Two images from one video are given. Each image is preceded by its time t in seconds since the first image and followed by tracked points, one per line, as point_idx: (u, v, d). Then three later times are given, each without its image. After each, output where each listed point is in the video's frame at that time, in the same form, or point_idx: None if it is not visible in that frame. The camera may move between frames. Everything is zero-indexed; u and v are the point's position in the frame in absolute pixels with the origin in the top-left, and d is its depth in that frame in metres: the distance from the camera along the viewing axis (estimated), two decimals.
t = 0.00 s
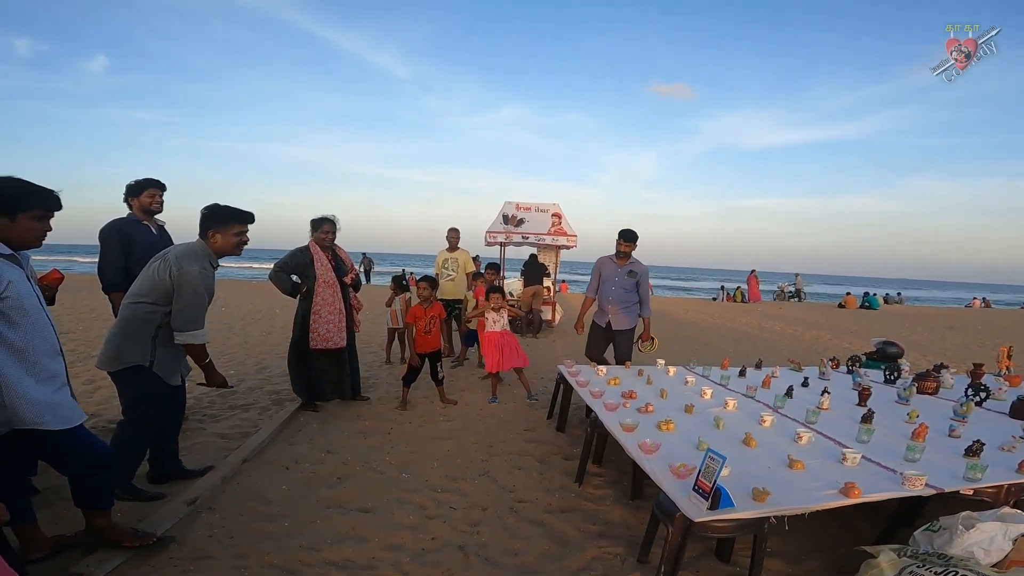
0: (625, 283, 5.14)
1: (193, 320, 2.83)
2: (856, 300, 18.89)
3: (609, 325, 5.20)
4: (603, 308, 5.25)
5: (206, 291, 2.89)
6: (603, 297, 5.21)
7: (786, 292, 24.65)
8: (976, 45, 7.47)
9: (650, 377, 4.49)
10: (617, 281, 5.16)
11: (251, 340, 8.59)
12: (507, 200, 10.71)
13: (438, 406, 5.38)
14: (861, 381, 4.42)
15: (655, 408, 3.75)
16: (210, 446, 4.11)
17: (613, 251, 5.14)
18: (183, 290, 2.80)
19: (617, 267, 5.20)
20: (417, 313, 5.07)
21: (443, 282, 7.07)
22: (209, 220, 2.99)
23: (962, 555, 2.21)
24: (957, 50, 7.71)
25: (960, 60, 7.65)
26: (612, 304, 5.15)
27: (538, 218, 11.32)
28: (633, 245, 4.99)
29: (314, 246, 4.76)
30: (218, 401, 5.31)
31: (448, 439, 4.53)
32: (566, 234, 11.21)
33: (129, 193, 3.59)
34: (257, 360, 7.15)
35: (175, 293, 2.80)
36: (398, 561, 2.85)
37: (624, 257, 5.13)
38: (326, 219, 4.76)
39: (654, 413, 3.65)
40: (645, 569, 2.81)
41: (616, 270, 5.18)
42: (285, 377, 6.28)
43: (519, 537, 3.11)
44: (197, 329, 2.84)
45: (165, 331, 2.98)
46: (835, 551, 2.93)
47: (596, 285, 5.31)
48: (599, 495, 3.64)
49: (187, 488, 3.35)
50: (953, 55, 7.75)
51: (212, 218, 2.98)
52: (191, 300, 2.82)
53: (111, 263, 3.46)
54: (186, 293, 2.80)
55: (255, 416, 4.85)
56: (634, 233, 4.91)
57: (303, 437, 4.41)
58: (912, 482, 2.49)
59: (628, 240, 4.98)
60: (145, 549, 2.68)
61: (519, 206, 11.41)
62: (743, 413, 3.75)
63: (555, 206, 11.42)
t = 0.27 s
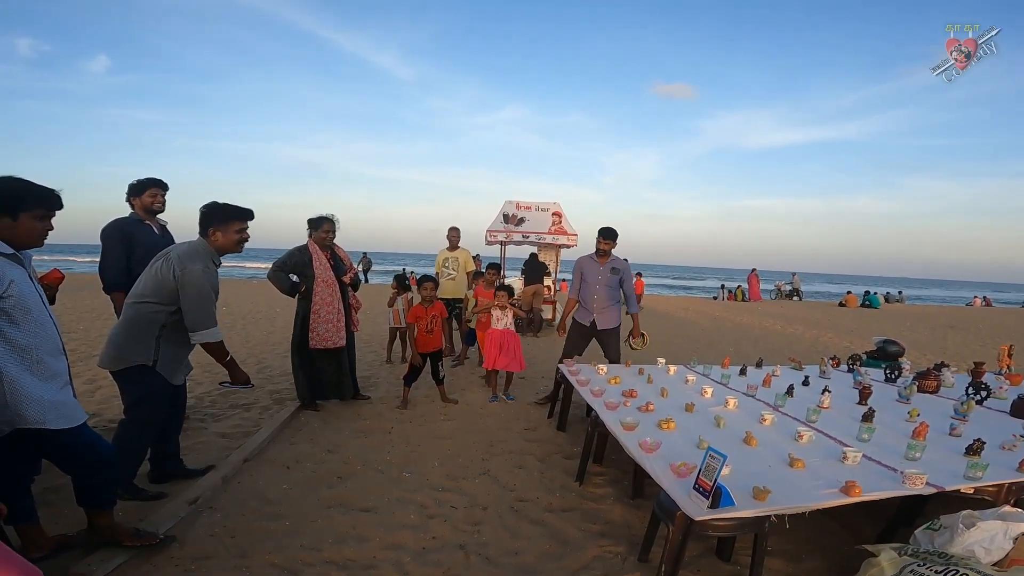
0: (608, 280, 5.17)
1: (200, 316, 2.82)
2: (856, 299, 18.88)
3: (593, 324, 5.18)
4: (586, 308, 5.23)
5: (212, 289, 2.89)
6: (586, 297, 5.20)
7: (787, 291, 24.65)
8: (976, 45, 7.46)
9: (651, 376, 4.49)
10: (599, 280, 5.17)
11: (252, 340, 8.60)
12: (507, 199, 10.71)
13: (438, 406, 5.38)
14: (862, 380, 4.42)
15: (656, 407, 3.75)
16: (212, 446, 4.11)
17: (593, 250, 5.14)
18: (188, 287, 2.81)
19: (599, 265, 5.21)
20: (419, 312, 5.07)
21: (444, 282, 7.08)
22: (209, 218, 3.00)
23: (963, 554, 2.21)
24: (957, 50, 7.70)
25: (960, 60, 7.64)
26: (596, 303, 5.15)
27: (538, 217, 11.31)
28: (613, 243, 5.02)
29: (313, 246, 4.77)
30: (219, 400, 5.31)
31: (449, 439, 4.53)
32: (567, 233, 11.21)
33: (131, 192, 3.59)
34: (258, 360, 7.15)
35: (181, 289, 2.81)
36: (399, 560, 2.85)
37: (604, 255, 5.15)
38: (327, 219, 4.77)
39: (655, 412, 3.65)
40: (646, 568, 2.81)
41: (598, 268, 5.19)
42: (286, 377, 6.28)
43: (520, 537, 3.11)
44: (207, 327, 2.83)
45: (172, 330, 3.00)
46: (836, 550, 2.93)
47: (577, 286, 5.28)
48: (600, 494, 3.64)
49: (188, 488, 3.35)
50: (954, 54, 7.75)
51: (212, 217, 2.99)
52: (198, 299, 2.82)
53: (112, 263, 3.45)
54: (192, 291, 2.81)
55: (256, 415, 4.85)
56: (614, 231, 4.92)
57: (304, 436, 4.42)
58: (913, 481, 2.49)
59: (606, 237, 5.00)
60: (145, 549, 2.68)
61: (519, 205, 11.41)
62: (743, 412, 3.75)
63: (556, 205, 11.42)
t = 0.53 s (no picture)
0: (587, 277, 5.19)
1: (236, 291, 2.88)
2: (854, 298, 18.91)
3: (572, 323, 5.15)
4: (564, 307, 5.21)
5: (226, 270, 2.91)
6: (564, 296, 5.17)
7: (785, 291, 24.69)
8: (976, 45, 7.48)
9: (650, 375, 4.49)
10: (577, 278, 5.17)
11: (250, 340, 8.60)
12: (506, 199, 10.70)
13: (438, 406, 5.38)
14: (860, 378, 4.43)
15: (654, 406, 3.75)
16: (211, 446, 4.11)
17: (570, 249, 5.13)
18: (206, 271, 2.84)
19: (576, 264, 5.21)
20: (419, 313, 5.06)
21: (442, 282, 7.07)
22: (200, 213, 2.95)
23: (962, 551, 2.22)
24: (957, 50, 7.71)
25: (960, 60, 7.65)
26: (574, 302, 5.14)
27: (537, 217, 11.32)
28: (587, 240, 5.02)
29: (310, 247, 4.76)
30: (218, 401, 5.31)
31: (448, 439, 4.53)
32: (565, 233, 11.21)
33: (129, 192, 3.58)
34: (257, 360, 7.15)
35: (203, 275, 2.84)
36: (399, 560, 2.85)
37: (581, 253, 5.16)
38: (323, 219, 4.77)
39: (654, 411, 3.65)
40: (646, 567, 2.82)
41: (575, 267, 5.18)
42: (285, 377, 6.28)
43: (520, 536, 3.11)
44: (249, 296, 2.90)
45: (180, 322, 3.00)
46: (835, 549, 2.94)
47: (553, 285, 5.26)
48: (600, 494, 3.65)
49: (188, 488, 3.35)
50: (954, 55, 7.76)
51: (205, 210, 2.94)
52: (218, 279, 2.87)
53: (110, 264, 3.44)
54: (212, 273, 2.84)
55: (255, 416, 4.85)
56: (586, 228, 4.91)
57: (304, 436, 4.41)
58: (911, 479, 2.49)
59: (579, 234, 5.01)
60: (145, 549, 2.68)
61: (518, 205, 11.41)
62: (742, 411, 3.75)
63: (555, 205, 11.42)
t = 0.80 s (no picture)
0: (578, 274, 5.17)
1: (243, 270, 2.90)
2: (853, 297, 18.93)
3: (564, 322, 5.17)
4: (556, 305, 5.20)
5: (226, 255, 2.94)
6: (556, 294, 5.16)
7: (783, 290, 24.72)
8: (976, 45, 7.48)
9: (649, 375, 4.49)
10: (569, 276, 5.15)
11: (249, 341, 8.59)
12: (505, 199, 10.69)
13: (437, 406, 5.37)
14: (859, 377, 4.44)
15: (653, 405, 3.76)
16: (210, 447, 4.10)
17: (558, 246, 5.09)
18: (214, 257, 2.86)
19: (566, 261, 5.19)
20: (413, 315, 5.04)
21: (441, 281, 7.07)
22: (187, 207, 2.94)
23: (962, 550, 2.23)
24: (957, 50, 7.72)
25: (960, 60, 7.66)
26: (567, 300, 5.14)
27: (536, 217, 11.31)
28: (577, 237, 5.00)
29: (308, 247, 4.75)
30: (217, 401, 5.30)
31: (448, 438, 4.53)
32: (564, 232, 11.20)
33: (126, 192, 3.57)
34: (255, 361, 7.14)
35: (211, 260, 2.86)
36: (399, 560, 2.85)
37: (570, 249, 5.14)
38: (322, 219, 4.76)
39: (652, 410, 3.65)
40: (645, 566, 2.82)
41: (565, 264, 5.15)
42: (284, 377, 6.28)
43: (520, 535, 3.11)
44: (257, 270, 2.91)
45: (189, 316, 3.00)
46: (835, 547, 2.94)
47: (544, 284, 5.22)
48: (599, 493, 3.65)
49: (187, 489, 3.34)
50: (953, 54, 7.76)
51: (195, 204, 2.93)
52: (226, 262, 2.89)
53: (108, 265, 3.43)
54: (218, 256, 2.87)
55: (255, 416, 4.85)
56: (572, 225, 4.88)
57: (303, 437, 4.41)
58: (910, 477, 2.50)
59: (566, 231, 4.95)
60: (145, 550, 2.67)
61: (517, 204, 11.41)
62: (741, 410, 3.76)
63: (553, 204, 11.42)
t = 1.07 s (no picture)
0: (574, 273, 5.21)
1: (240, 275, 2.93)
2: (853, 297, 18.93)
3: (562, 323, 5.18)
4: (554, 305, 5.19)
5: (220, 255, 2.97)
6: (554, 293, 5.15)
7: (782, 289, 24.73)
8: (976, 45, 7.48)
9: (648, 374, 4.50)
10: (567, 275, 5.17)
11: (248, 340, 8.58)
12: (505, 198, 10.68)
13: (436, 406, 5.37)
14: (858, 376, 4.44)
15: (653, 404, 3.75)
16: (210, 447, 4.10)
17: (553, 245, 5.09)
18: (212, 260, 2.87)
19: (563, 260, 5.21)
20: (399, 314, 5.04)
21: (440, 280, 7.07)
22: (183, 205, 2.93)
23: (961, 550, 2.22)
24: (957, 50, 7.72)
25: (960, 60, 7.66)
26: (566, 300, 5.17)
27: (535, 216, 11.30)
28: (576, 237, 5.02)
29: (309, 246, 4.75)
30: (216, 401, 5.29)
31: (447, 438, 4.53)
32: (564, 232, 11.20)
33: (119, 190, 3.55)
34: (254, 360, 7.14)
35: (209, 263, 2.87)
36: (399, 560, 2.85)
37: (568, 248, 5.16)
38: (322, 218, 4.76)
39: (652, 409, 3.65)
40: (645, 566, 2.82)
41: (563, 263, 5.17)
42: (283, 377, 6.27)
43: (519, 535, 3.11)
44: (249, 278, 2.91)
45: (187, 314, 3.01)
46: (835, 547, 2.94)
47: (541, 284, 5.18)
48: (599, 493, 3.65)
49: (186, 489, 3.34)
50: (954, 55, 7.76)
51: (192, 202, 2.93)
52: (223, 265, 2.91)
53: (105, 264, 3.42)
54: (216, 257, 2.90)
55: (254, 416, 4.84)
56: (572, 223, 4.87)
57: (302, 437, 4.41)
58: (910, 477, 2.50)
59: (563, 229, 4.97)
60: (145, 550, 2.67)
61: (516, 204, 11.40)
62: (741, 409, 3.76)
63: (553, 203, 11.41)
